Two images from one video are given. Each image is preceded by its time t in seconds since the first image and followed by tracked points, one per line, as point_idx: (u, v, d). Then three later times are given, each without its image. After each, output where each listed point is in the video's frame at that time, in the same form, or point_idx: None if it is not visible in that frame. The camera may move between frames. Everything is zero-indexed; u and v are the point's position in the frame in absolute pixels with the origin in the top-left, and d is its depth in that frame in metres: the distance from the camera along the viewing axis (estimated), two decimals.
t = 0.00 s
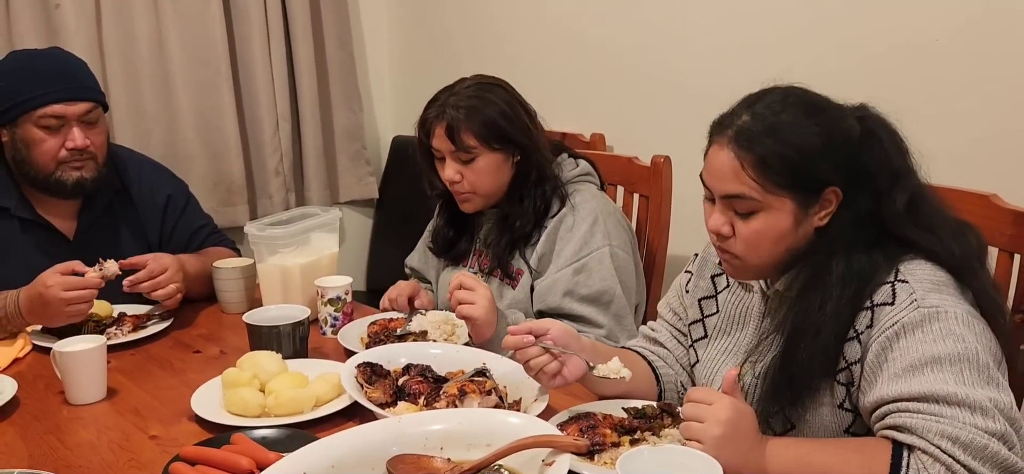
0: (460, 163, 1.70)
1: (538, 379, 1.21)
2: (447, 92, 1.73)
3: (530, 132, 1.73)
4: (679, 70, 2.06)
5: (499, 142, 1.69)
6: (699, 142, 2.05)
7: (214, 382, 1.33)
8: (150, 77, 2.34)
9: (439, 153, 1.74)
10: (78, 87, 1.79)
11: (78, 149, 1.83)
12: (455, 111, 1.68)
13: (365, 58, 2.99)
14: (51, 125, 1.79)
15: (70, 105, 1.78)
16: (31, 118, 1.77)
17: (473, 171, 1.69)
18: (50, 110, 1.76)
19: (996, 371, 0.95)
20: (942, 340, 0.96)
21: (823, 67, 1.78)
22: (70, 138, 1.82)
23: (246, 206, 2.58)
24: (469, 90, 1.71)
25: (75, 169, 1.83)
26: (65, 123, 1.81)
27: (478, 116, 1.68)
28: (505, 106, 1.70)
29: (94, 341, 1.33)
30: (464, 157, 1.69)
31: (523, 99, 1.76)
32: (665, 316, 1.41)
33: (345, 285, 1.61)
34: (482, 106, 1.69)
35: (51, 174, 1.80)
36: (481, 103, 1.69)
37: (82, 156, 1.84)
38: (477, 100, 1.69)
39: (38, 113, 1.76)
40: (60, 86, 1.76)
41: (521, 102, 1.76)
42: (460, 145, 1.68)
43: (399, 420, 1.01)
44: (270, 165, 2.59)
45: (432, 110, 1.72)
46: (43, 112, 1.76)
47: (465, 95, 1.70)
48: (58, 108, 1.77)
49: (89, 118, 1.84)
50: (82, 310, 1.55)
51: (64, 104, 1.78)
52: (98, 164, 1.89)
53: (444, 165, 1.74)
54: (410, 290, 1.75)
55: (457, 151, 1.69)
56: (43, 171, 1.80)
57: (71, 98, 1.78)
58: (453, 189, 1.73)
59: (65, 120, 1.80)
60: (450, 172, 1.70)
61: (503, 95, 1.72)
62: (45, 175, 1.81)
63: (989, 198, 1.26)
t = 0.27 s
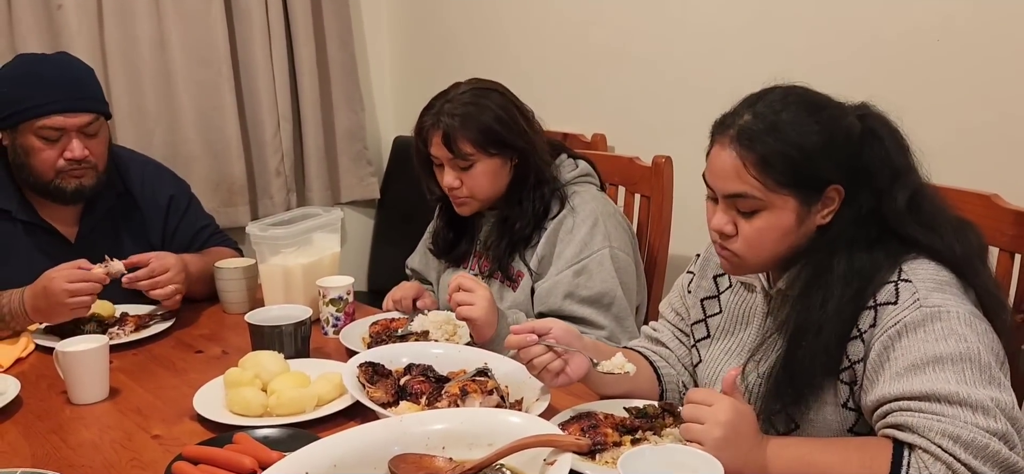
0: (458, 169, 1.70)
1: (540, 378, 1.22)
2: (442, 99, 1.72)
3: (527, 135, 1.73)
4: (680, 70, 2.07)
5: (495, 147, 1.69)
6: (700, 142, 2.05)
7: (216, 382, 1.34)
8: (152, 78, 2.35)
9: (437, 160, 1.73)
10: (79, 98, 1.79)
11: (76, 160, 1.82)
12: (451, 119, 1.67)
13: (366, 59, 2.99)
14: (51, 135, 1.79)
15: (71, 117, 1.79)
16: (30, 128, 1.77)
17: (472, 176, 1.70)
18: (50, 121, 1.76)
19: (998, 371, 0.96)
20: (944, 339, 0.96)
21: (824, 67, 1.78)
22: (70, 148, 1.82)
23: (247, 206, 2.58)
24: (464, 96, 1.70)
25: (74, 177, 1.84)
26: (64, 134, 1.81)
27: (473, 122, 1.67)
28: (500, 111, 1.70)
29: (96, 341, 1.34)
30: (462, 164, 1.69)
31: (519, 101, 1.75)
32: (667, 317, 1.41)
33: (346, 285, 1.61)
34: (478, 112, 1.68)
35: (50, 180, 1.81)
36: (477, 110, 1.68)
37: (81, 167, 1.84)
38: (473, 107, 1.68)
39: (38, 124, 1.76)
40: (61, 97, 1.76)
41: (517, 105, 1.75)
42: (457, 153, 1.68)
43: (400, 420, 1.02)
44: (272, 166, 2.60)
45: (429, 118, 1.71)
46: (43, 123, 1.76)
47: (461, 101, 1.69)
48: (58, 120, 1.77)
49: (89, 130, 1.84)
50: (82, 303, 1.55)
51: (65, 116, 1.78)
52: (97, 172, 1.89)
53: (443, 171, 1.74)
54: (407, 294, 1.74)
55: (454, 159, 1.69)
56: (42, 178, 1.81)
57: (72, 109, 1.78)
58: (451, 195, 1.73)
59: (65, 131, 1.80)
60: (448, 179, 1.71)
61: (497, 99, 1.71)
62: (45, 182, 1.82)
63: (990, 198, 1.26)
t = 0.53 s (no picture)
0: (457, 177, 1.70)
1: (547, 379, 1.22)
2: (434, 109, 1.71)
3: (524, 139, 1.71)
4: (682, 69, 2.07)
5: (493, 153, 1.68)
6: (702, 140, 2.05)
7: (218, 379, 1.34)
8: (154, 77, 2.35)
9: (438, 170, 1.74)
10: (81, 102, 1.78)
11: (76, 165, 1.82)
12: (446, 129, 1.66)
13: (368, 57, 2.99)
14: (52, 141, 1.78)
15: (72, 124, 1.78)
16: (31, 133, 1.76)
17: (470, 182, 1.69)
18: (51, 127, 1.75)
19: (1005, 371, 0.96)
20: (952, 337, 0.96)
21: (826, 66, 1.78)
22: (70, 153, 1.82)
23: (249, 205, 2.58)
24: (459, 104, 1.68)
25: (73, 182, 1.84)
26: (65, 139, 1.80)
27: (467, 132, 1.66)
28: (495, 117, 1.68)
29: (99, 338, 1.34)
30: (460, 172, 1.69)
31: (514, 104, 1.73)
32: (671, 314, 1.41)
33: (348, 283, 1.62)
34: (472, 121, 1.66)
35: (50, 184, 1.82)
36: (472, 118, 1.66)
37: (81, 172, 1.84)
38: (468, 115, 1.66)
39: (39, 130, 1.75)
40: (61, 102, 1.75)
41: (512, 109, 1.73)
42: (453, 163, 1.67)
43: (403, 417, 1.02)
44: (273, 164, 2.60)
45: (425, 126, 1.70)
46: (44, 129, 1.75)
47: (455, 109, 1.68)
48: (59, 126, 1.76)
49: (90, 134, 1.83)
50: (84, 298, 1.55)
51: (67, 121, 1.77)
52: (97, 176, 1.89)
53: (443, 178, 1.74)
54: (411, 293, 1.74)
55: (451, 168, 1.69)
56: (42, 181, 1.82)
57: (73, 115, 1.77)
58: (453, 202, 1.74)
59: (66, 137, 1.79)
60: (448, 187, 1.71)
61: (491, 105, 1.69)
62: (44, 185, 1.83)
63: (993, 196, 1.26)
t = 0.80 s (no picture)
0: (456, 175, 1.70)
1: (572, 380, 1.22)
2: (434, 106, 1.71)
3: (523, 138, 1.72)
4: (684, 68, 2.07)
5: (492, 151, 1.68)
6: (704, 139, 2.05)
7: (220, 378, 1.34)
8: (155, 76, 2.35)
9: (435, 167, 1.74)
10: (75, 105, 1.78)
11: (68, 167, 1.81)
12: (445, 127, 1.66)
13: (370, 56, 2.99)
14: (42, 144, 1.78)
15: (62, 126, 1.77)
16: (22, 137, 1.76)
17: (469, 182, 1.69)
18: (41, 130, 1.75)
19: (1011, 371, 0.96)
20: (958, 337, 0.96)
21: (828, 65, 1.78)
22: (63, 153, 1.81)
23: (250, 203, 2.58)
24: (459, 102, 1.68)
25: (69, 181, 1.83)
26: (56, 142, 1.80)
27: (466, 130, 1.66)
28: (494, 115, 1.68)
29: (101, 336, 1.34)
30: (459, 170, 1.68)
31: (513, 103, 1.74)
32: (676, 313, 1.41)
33: (350, 282, 1.62)
34: (472, 119, 1.66)
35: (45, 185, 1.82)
36: (471, 116, 1.66)
37: (74, 173, 1.83)
38: (468, 113, 1.66)
39: (29, 133, 1.75)
40: (52, 105, 1.75)
41: (512, 106, 1.73)
42: (452, 160, 1.67)
43: (406, 416, 1.02)
44: (275, 163, 2.60)
45: (425, 124, 1.70)
46: (34, 132, 1.75)
47: (455, 107, 1.67)
48: (50, 128, 1.76)
49: (82, 134, 1.83)
50: (87, 294, 1.55)
51: (57, 125, 1.77)
52: (93, 174, 1.89)
53: (442, 176, 1.74)
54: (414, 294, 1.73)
55: (450, 166, 1.69)
56: (37, 183, 1.82)
57: (64, 118, 1.76)
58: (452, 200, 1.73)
59: (57, 139, 1.79)
60: (447, 184, 1.71)
61: (491, 104, 1.69)
62: (39, 185, 1.82)
63: (996, 196, 1.26)
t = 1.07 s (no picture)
0: (459, 171, 1.70)
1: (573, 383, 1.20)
2: (440, 101, 1.71)
3: (525, 136, 1.71)
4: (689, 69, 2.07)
5: (494, 147, 1.68)
6: (708, 140, 2.05)
7: (225, 377, 1.34)
8: (160, 76, 2.35)
9: (438, 162, 1.74)
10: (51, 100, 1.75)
11: (46, 163, 1.79)
12: (449, 121, 1.66)
13: (374, 57, 3.00)
14: (19, 140, 1.76)
15: (35, 121, 1.75)
16: None
17: (470, 178, 1.69)
18: (16, 127, 1.73)
19: (1019, 373, 0.96)
20: (966, 339, 0.96)
21: (833, 66, 1.78)
22: (41, 149, 1.79)
23: (253, 203, 2.59)
24: (464, 98, 1.68)
25: (50, 181, 1.82)
26: (32, 137, 1.78)
27: (471, 125, 1.66)
28: (499, 112, 1.68)
29: (106, 336, 1.34)
30: (461, 165, 1.69)
31: (518, 102, 1.74)
32: (680, 313, 1.41)
33: (354, 282, 1.62)
34: (477, 115, 1.66)
35: (27, 182, 1.81)
36: (476, 112, 1.66)
37: (54, 169, 1.81)
38: (472, 109, 1.67)
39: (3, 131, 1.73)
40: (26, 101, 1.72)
41: (516, 104, 1.74)
42: (456, 154, 1.68)
43: (411, 416, 1.02)
44: (279, 163, 2.60)
45: (429, 118, 1.70)
46: (8, 130, 1.72)
47: (459, 103, 1.68)
48: (24, 124, 1.73)
49: (58, 128, 1.80)
50: (90, 296, 1.56)
51: (31, 120, 1.74)
52: (76, 170, 1.86)
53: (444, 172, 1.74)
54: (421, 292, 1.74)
55: (453, 160, 1.69)
56: (21, 182, 1.81)
57: (37, 112, 1.74)
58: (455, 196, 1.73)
59: (32, 134, 1.77)
60: (449, 180, 1.71)
61: (496, 101, 1.69)
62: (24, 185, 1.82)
63: (1001, 197, 1.26)
